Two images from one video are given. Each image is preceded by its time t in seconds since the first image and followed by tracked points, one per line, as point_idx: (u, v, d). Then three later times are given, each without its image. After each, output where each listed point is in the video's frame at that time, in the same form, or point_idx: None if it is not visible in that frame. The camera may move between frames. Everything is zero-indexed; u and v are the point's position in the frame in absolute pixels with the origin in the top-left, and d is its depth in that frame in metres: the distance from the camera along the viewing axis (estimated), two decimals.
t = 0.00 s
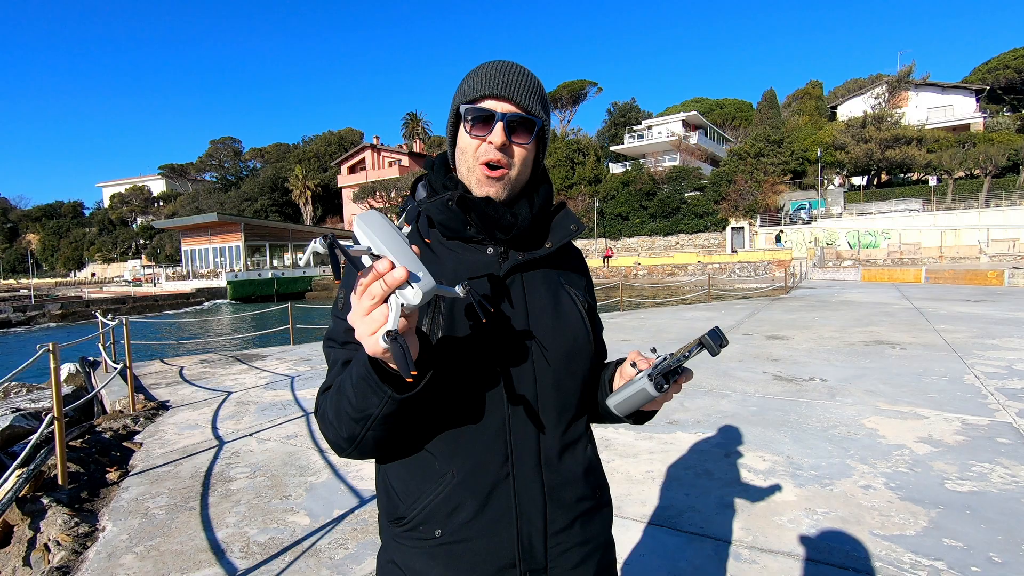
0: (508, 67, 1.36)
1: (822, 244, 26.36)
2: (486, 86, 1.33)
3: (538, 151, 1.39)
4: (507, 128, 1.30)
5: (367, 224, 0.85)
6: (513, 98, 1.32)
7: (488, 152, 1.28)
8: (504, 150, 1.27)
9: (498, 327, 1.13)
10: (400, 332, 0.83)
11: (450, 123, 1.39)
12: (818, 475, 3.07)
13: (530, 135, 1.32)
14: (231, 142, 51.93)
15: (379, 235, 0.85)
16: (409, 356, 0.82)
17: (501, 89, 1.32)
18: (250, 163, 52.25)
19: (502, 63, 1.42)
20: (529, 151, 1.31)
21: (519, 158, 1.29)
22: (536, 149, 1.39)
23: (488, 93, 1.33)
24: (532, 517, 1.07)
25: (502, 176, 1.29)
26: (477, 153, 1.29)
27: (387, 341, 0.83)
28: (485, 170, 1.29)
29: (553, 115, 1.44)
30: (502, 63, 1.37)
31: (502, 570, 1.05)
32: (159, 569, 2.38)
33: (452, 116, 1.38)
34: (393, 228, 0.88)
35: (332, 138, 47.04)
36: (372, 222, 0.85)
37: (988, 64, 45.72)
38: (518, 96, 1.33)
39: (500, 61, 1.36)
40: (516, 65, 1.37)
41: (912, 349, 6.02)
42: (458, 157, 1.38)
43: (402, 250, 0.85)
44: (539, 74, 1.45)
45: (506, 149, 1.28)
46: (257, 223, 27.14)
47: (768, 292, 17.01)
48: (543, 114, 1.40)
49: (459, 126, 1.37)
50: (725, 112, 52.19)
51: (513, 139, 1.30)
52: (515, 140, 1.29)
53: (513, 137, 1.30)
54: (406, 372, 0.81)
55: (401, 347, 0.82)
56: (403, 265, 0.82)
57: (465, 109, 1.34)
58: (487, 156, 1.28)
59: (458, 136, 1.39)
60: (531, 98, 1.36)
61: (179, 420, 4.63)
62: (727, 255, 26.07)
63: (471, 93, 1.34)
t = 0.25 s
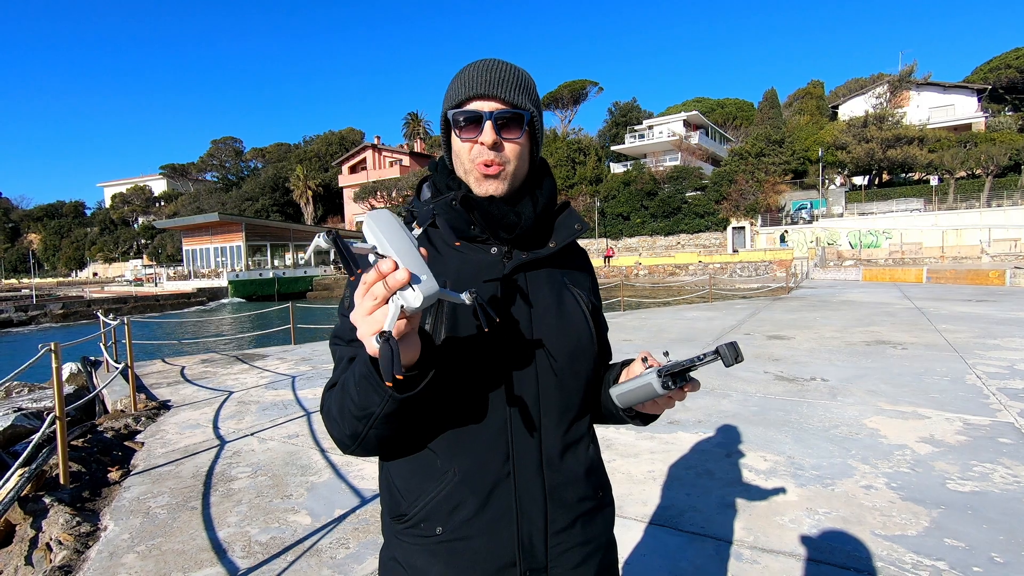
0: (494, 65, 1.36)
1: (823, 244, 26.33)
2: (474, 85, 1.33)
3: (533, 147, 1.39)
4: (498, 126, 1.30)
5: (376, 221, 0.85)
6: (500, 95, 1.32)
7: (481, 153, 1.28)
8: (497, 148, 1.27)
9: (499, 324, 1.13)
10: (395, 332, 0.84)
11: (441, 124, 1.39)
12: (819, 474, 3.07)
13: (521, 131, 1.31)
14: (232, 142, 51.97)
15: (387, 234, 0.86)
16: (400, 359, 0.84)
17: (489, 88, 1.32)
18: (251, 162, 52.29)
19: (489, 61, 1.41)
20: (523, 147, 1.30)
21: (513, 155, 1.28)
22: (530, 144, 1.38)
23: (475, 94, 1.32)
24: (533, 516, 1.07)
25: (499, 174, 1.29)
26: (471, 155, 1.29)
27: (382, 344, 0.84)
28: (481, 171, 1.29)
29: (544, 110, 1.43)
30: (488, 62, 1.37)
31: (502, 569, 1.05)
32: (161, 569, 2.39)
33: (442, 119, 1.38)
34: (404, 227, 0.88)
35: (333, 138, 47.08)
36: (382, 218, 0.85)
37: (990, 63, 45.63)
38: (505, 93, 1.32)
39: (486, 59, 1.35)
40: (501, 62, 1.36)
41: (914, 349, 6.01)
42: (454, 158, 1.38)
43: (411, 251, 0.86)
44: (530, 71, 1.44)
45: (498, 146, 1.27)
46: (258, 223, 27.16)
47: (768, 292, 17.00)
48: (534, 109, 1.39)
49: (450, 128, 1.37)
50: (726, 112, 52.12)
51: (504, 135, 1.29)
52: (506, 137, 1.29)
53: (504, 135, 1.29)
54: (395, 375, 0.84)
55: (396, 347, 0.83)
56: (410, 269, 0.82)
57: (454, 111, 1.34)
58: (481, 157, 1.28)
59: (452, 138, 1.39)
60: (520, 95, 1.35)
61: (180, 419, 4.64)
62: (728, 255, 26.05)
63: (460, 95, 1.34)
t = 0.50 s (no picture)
0: (492, 63, 1.35)
1: (824, 244, 26.30)
2: (473, 84, 1.32)
3: (533, 145, 1.39)
4: (497, 125, 1.30)
5: (339, 224, 0.87)
6: (498, 96, 1.31)
7: (483, 152, 1.28)
8: (498, 147, 1.27)
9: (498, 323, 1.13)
10: (380, 332, 0.84)
11: (441, 125, 1.38)
12: (820, 475, 3.06)
13: (522, 129, 1.31)
14: (233, 142, 51.99)
15: (354, 233, 0.87)
16: (390, 354, 0.83)
17: (488, 88, 1.31)
18: (252, 163, 52.35)
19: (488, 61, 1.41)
20: (523, 145, 1.31)
21: (514, 154, 1.28)
22: (531, 143, 1.38)
23: (474, 95, 1.32)
24: (533, 517, 1.07)
25: (501, 172, 1.29)
26: (471, 155, 1.29)
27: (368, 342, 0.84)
28: (483, 170, 1.30)
29: (544, 109, 1.43)
30: (487, 62, 1.36)
31: (502, 569, 1.05)
32: (162, 569, 2.39)
33: (441, 119, 1.38)
34: (366, 225, 0.90)
35: (333, 138, 47.09)
36: (343, 221, 0.87)
37: (991, 63, 45.55)
38: (503, 93, 1.32)
39: (485, 60, 1.35)
40: (499, 61, 1.35)
41: (915, 349, 6.01)
42: (454, 157, 1.37)
43: (379, 251, 0.87)
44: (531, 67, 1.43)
45: (499, 146, 1.28)
46: (259, 223, 27.18)
47: (769, 292, 17.00)
48: (533, 107, 1.38)
49: (450, 128, 1.37)
50: (727, 112, 52.11)
51: (504, 133, 1.29)
52: (506, 135, 1.29)
53: (504, 133, 1.29)
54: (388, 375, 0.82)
55: (384, 347, 0.83)
56: (379, 265, 0.84)
57: (452, 113, 1.34)
58: (482, 157, 1.28)
59: (451, 138, 1.39)
60: (519, 93, 1.35)
61: (181, 419, 4.64)
62: (729, 255, 26.02)
63: (458, 96, 1.34)
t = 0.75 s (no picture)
0: (488, 64, 1.35)
1: (823, 244, 26.29)
2: (469, 86, 1.31)
3: (530, 145, 1.38)
4: (494, 126, 1.29)
5: (344, 228, 0.88)
6: (495, 96, 1.30)
7: (480, 153, 1.28)
8: (495, 149, 1.27)
9: (497, 323, 1.13)
10: (388, 333, 0.85)
11: (437, 127, 1.38)
12: (820, 475, 3.06)
13: (518, 129, 1.31)
14: (233, 142, 52.01)
15: (362, 235, 0.88)
16: (399, 353, 0.84)
17: (485, 88, 1.30)
18: (252, 163, 52.34)
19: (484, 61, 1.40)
20: (521, 145, 1.30)
21: (512, 154, 1.28)
22: (527, 142, 1.38)
23: (469, 96, 1.31)
24: (531, 516, 1.07)
25: (499, 174, 1.29)
26: (468, 157, 1.30)
27: (380, 341, 0.85)
28: (481, 172, 1.30)
29: (540, 108, 1.42)
30: (483, 62, 1.36)
31: (500, 568, 1.05)
32: (163, 569, 2.39)
33: (439, 120, 1.37)
34: (371, 226, 0.91)
35: (333, 138, 47.10)
36: (348, 225, 0.88)
37: (991, 62, 45.53)
38: (499, 93, 1.31)
39: (480, 60, 1.34)
40: (495, 61, 1.35)
41: (915, 349, 6.01)
42: (452, 159, 1.37)
43: (383, 249, 0.87)
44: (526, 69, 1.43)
45: (496, 146, 1.28)
46: (259, 223, 27.17)
47: (769, 292, 16.99)
48: (529, 106, 1.37)
49: (446, 131, 1.37)
50: (727, 112, 52.09)
51: (501, 135, 1.29)
52: (503, 135, 1.29)
53: (501, 134, 1.29)
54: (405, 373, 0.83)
55: (390, 344, 0.84)
56: (386, 264, 0.85)
57: (448, 115, 1.33)
58: (479, 158, 1.28)
59: (448, 140, 1.39)
60: (515, 92, 1.34)
61: (181, 420, 4.64)
62: (728, 255, 26.03)
63: (454, 98, 1.33)
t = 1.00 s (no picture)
0: (483, 65, 1.34)
1: (822, 244, 26.34)
2: (464, 89, 1.31)
3: (527, 146, 1.38)
4: (489, 129, 1.29)
5: (350, 232, 0.89)
6: (490, 99, 1.30)
7: (477, 157, 1.28)
8: (492, 152, 1.27)
9: (497, 324, 1.13)
10: (392, 340, 0.85)
11: (433, 131, 1.38)
12: (818, 475, 3.07)
13: (514, 131, 1.31)
14: (231, 143, 51.93)
15: (367, 240, 0.89)
16: (402, 361, 0.84)
17: (480, 91, 1.30)
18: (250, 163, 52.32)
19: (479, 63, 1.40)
20: (517, 147, 1.30)
21: (509, 156, 1.28)
22: (523, 143, 1.38)
23: (464, 100, 1.31)
24: (530, 517, 1.07)
25: (496, 178, 1.29)
26: (465, 160, 1.30)
27: (383, 347, 0.84)
28: (479, 175, 1.30)
29: (536, 110, 1.42)
30: (477, 64, 1.35)
31: (499, 567, 1.05)
32: (161, 570, 2.39)
33: (434, 124, 1.37)
34: (378, 231, 0.91)
35: (332, 139, 47.07)
36: (354, 229, 0.89)
37: (989, 63, 45.66)
38: (494, 95, 1.31)
39: (474, 62, 1.34)
40: (490, 62, 1.35)
41: (913, 349, 6.02)
42: (449, 161, 1.37)
43: (390, 255, 0.87)
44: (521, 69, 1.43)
45: (492, 149, 1.28)
46: (257, 223, 27.15)
47: (768, 292, 17.02)
48: (524, 107, 1.37)
49: (442, 134, 1.37)
50: (725, 112, 52.16)
51: (497, 137, 1.29)
52: (499, 137, 1.29)
53: (497, 137, 1.29)
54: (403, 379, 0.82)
55: (394, 353, 0.84)
56: (392, 269, 0.85)
57: (444, 119, 1.33)
58: (476, 163, 1.29)
59: (444, 144, 1.38)
60: (510, 93, 1.34)
61: (179, 420, 4.63)
62: (727, 255, 26.08)
63: (449, 102, 1.33)
